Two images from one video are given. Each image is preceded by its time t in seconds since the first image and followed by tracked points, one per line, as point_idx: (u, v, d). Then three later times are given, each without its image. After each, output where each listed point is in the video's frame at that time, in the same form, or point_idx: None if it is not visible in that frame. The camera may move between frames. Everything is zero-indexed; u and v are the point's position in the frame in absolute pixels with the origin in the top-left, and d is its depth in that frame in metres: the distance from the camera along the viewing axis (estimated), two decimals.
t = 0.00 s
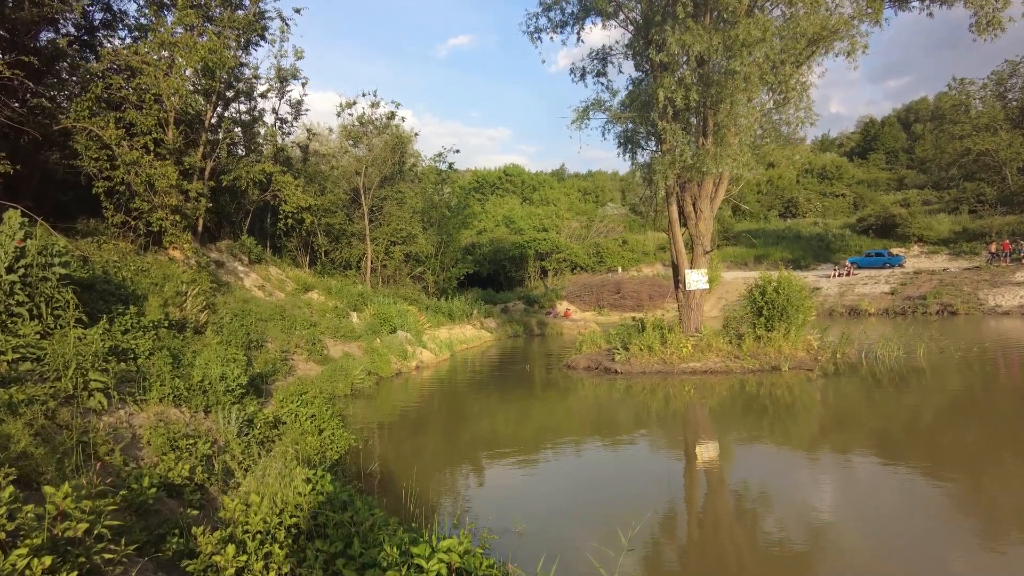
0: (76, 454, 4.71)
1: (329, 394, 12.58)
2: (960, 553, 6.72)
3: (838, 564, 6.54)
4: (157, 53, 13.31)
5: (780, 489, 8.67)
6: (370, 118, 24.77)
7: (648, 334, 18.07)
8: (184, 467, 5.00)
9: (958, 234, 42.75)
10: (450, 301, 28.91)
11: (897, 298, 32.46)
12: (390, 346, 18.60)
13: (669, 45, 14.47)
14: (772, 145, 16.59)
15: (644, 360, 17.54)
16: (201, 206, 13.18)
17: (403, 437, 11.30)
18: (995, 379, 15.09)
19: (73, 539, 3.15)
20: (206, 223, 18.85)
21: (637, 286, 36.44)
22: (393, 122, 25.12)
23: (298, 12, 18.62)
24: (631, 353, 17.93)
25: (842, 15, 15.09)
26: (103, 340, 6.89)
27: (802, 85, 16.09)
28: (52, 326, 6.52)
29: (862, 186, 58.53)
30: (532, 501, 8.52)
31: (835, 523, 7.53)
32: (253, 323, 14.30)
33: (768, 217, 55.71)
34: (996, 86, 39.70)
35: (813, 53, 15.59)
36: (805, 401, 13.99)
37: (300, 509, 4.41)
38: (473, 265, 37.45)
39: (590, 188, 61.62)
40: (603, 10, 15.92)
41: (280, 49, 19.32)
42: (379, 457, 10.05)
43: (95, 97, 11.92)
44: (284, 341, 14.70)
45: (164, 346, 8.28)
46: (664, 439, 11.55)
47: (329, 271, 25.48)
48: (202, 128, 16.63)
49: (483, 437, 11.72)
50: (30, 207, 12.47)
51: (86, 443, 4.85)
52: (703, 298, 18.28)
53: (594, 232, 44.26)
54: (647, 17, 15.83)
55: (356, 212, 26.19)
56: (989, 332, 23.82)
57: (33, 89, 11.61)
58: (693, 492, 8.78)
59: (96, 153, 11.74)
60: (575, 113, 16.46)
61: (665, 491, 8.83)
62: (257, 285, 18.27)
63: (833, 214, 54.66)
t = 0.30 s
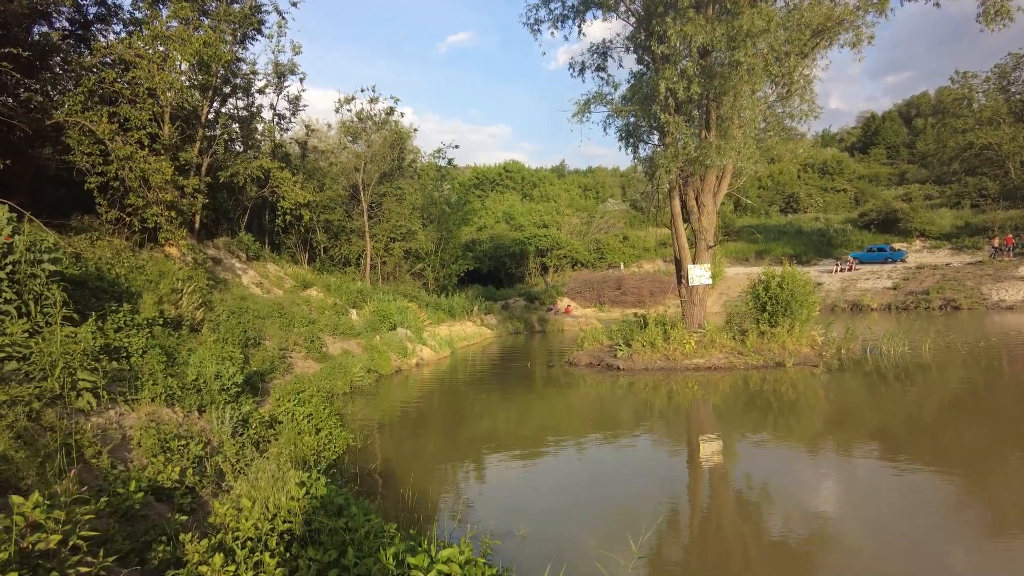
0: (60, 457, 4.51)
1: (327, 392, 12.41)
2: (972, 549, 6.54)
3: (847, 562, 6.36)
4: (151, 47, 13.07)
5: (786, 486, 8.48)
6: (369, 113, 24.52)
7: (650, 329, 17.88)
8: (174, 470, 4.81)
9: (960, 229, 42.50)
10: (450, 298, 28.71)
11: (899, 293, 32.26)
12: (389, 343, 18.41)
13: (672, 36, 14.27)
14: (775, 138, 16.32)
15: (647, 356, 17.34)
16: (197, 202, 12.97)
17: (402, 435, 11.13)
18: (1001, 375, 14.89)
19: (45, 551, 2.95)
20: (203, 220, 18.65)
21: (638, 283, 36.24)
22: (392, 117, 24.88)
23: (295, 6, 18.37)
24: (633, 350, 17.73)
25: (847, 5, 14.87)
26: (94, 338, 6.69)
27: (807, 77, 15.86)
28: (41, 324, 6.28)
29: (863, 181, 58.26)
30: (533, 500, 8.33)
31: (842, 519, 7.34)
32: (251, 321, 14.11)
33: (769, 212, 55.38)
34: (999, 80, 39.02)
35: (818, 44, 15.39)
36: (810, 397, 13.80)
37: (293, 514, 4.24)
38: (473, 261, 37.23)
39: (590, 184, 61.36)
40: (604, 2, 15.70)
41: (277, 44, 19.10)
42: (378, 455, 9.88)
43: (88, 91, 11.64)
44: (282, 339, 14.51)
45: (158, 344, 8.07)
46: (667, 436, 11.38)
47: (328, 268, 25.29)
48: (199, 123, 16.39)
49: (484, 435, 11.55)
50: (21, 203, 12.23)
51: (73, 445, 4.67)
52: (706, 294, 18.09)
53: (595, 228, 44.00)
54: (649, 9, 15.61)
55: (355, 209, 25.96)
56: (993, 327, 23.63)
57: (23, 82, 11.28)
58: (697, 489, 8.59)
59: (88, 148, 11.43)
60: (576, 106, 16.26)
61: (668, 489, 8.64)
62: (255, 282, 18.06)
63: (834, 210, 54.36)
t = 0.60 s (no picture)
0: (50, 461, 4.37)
1: (327, 393, 12.28)
2: (979, 549, 6.42)
3: (852, 563, 6.24)
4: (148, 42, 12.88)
5: (788, 486, 8.37)
6: (369, 111, 24.37)
7: (652, 330, 17.74)
8: (167, 475, 4.66)
9: (962, 229, 42.35)
10: (450, 297, 28.55)
11: (901, 293, 32.12)
12: (389, 343, 18.27)
13: (675, 34, 14.14)
14: (779, 137, 16.15)
15: (649, 357, 17.20)
16: (195, 200, 12.82)
17: (402, 436, 11.01)
18: (1005, 376, 14.78)
19: (25, 566, 2.80)
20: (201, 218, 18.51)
21: (639, 282, 36.10)
22: (392, 115, 24.74)
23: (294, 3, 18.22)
24: (635, 350, 17.56)
25: (852, 2, 14.74)
26: (88, 338, 6.54)
27: (812, 74, 15.72)
28: (34, 324, 6.06)
29: (864, 181, 58.11)
30: (533, 500, 8.21)
31: (846, 520, 7.23)
32: (249, 320, 13.97)
33: (770, 212, 55.14)
34: (1001, 79, 38.25)
35: (822, 41, 15.28)
36: (813, 398, 13.68)
37: (288, 522, 4.14)
38: (473, 261, 37.08)
39: (591, 183, 61.16)
40: None
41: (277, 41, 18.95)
42: (378, 456, 9.77)
43: (84, 87, 11.43)
44: (281, 339, 14.38)
45: (154, 344, 7.93)
46: (669, 437, 11.28)
47: (328, 267, 25.15)
48: (197, 121, 16.23)
49: (485, 435, 11.44)
50: (17, 200, 12.05)
51: (64, 449, 4.52)
52: (708, 294, 17.95)
53: (596, 227, 43.80)
54: (651, 7, 15.48)
55: (355, 208, 25.82)
56: (996, 328, 23.50)
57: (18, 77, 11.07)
58: (699, 490, 8.48)
59: (84, 145, 11.19)
60: (578, 105, 16.12)
61: (669, 489, 8.52)
62: (254, 281, 17.91)
63: (835, 209, 54.18)
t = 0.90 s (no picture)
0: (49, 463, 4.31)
1: (329, 394, 12.22)
2: (984, 550, 6.35)
3: (856, 564, 6.17)
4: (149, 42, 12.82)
5: (790, 487, 8.30)
6: (372, 113, 24.35)
7: (656, 331, 17.65)
8: (167, 477, 4.60)
9: (965, 229, 42.18)
10: (452, 299, 28.48)
11: (904, 294, 31.99)
12: (392, 344, 18.22)
13: (678, 33, 14.10)
14: (784, 137, 16.08)
15: (653, 358, 17.10)
16: (198, 201, 12.78)
17: (405, 437, 10.96)
18: (1010, 376, 14.67)
19: (19, 570, 2.73)
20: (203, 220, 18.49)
21: (642, 284, 35.99)
22: (395, 117, 24.72)
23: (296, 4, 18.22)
24: (639, 351, 17.47)
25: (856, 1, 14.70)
26: (89, 339, 6.47)
27: (816, 74, 15.66)
28: (34, 325, 5.98)
29: (867, 182, 57.96)
30: (535, 500, 8.16)
31: (850, 520, 7.16)
32: (251, 322, 13.93)
33: (773, 213, 54.96)
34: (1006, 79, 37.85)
35: (826, 41, 15.24)
36: (818, 399, 13.56)
37: (289, 525, 4.11)
38: (476, 262, 37.03)
39: (593, 185, 61.08)
40: None
41: (279, 43, 18.96)
42: (380, 456, 9.73)
43: (86, 87, 11.37)
44: (283, 340, 14.32)
45: (155, 345, 7.87)
46: (672, 438, 11.21)
47: (331, 268, 25.11)
48: (199, 122, 16.19)
49: (487, 436, 11.39)
50: (17, 201, 11.95)
51: (63, 451, 4.45)
52: (712, 295, 17.86)
53: (598, 229, 43.68)
54: (654, 7, 15.44)
55: (357, 209, 25.79)
56: (1001, 329, 23.37)
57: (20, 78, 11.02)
58: (701, 490, 8.41)
59: (86, 146, 11.15)
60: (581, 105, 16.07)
61: (672, 489, 8.45)
62: (256, 282, 17.86)
63: (838, 210, 53.96)
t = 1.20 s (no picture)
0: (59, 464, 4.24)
1: (340, 395, 12.18)
2: (1006, 550, 6.17)
3: (874, 565, 6.01)
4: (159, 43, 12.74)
5: (807, 486, 8.14)
6: (381, 114, 24.34)
7: (669, 330, 17.45)
8: (178, 479, 4.53)
9: (980, 226, 41.57)
10: (462, 299, 28.40)
11: (918, 292, 31.54)
12: (403, 345, 18.17)
13: (689, 29, 13.95)
14: (797, 133, 15.87)
15: (665, 357, 16.92)
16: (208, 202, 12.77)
17: (415, 437, 10.90)
18: None
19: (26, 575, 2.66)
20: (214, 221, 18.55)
21: (652, 283, 35.75)
22: (403, 118, 24.69)
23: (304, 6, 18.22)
24: (651, 350, 17.30)
25: None
26: (100, 340, 6.42)
27: (829, 68, 15.44)
28: (45, 326, 5.89)
29: (879, 179, 57.30)
30: (547, 501, 8.05)
31: (867, 520, 7.00)
32: (262, 323, 13.92)
33: (783, 211, 54.46)
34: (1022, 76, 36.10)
35: (839, 35, 15.04)
36: (833, 398, 13.35)
37: (302, 527, 4.04)
38: (485, 263, 36.95)
39: (602, 185, 60.86)
40: None
41: (288, 45, 18.98)
42: (392, 457, 9.67)
43: (95, 90, 11.37)
44: (294, 341, 14.29)
45: (166, 347, 7.83)
46: (685, 437, 11.06)
47: (341, 270, 25.11)
48: (209, 124, 16.20)
49: (497, 436, 11.31)
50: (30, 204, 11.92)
51: (74, 451, 4.39)
52: (725, 293, 17.66)
53: (607, 228, 43.43)
54: (665, 2, 15.29)
55: (366, 211, 25.80)
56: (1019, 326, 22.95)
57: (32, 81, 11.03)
58: (715, 490, 8.26)
59: (96, 148, 11.16)
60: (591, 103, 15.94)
61: (684, 489, 8.32)
62: (266, 284, 17.87)
63: (849, 208, 53.30)
